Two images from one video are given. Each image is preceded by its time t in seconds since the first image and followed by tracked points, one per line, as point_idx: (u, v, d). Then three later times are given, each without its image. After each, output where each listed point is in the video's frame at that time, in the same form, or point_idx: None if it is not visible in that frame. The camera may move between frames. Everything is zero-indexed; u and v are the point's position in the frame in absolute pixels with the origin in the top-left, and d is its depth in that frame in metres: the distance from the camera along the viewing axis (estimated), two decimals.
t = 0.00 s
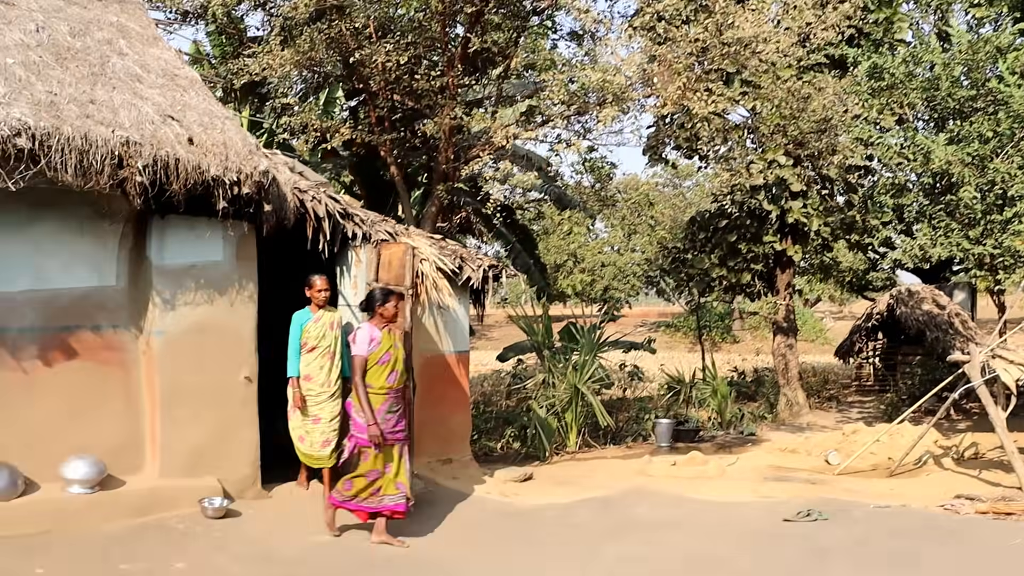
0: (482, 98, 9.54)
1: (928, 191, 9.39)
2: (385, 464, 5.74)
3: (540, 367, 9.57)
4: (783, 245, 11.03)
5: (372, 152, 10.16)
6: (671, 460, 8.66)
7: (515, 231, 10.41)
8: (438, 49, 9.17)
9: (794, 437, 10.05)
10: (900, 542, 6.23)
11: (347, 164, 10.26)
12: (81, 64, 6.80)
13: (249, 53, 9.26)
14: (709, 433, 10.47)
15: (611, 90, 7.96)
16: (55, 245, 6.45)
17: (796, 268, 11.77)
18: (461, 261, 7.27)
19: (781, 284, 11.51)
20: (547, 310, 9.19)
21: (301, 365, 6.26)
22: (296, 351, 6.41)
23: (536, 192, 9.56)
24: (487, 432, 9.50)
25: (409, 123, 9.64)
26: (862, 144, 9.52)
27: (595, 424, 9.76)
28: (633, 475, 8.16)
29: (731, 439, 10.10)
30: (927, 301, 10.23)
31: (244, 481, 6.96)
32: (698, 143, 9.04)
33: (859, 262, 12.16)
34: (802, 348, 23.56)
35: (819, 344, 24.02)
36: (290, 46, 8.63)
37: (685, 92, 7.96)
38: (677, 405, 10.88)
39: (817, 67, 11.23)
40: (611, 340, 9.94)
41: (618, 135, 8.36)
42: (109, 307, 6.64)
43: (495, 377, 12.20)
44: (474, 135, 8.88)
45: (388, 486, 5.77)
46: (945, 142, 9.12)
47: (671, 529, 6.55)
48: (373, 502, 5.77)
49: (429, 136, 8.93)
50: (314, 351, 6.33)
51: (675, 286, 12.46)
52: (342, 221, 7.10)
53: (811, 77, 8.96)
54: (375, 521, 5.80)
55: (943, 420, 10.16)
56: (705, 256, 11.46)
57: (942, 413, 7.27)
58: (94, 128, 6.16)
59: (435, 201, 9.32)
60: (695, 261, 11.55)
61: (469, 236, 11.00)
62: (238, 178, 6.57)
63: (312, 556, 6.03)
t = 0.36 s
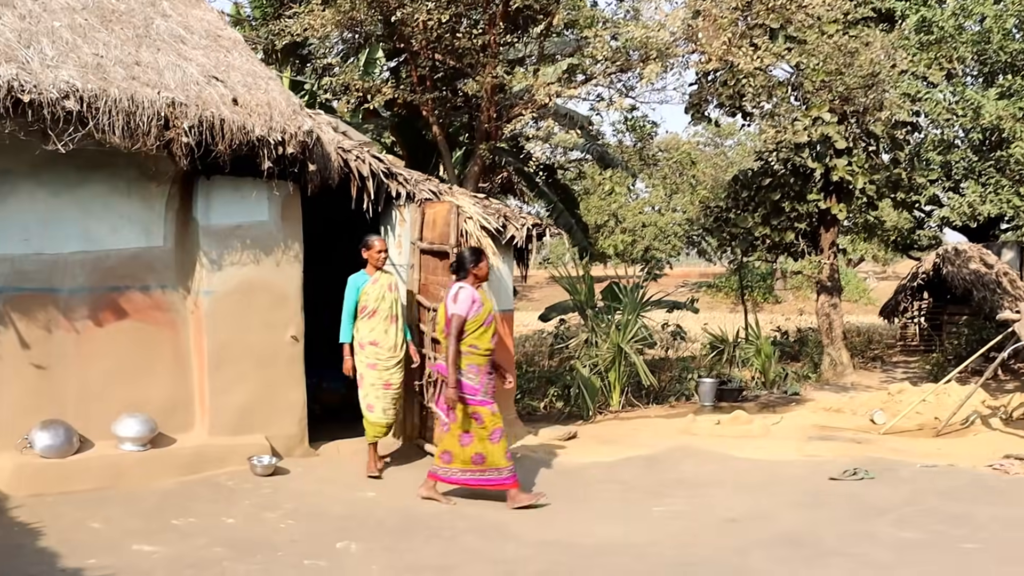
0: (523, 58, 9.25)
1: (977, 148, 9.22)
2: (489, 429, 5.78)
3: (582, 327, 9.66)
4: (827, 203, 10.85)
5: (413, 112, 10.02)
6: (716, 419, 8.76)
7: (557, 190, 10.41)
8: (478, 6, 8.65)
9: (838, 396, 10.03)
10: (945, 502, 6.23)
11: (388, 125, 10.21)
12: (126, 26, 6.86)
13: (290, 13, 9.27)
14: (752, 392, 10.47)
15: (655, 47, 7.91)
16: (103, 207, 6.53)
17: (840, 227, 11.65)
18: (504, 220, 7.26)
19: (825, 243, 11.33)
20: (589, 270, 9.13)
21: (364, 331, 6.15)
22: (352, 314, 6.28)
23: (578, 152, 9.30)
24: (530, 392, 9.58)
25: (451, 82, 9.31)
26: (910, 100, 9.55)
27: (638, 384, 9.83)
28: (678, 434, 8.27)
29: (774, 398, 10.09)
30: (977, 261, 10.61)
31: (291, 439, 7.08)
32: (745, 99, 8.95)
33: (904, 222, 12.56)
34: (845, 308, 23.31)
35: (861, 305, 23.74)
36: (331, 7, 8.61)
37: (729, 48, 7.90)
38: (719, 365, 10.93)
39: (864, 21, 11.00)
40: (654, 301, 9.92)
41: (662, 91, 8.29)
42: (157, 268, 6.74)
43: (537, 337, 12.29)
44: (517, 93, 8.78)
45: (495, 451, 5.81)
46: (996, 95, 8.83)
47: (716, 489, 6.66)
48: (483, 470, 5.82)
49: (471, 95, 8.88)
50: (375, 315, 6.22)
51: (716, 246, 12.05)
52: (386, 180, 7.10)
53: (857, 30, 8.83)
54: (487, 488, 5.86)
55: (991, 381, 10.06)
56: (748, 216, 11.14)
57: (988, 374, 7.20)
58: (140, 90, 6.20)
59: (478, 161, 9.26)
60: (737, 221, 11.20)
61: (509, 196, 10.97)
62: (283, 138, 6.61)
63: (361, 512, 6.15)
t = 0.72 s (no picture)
0: (544, 27, 8.89)
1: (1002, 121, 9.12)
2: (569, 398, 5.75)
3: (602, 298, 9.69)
4: (849, 174, 10.56)
5: (434, 81, 9.98)
6: (735, 391, 8.81)
7: (576, 160, 10.47)
8: None
9: (858, 369, 10.04)
10: (964, 475, 6.25)
11: (409, 96, 10.20)
12: None
13: None
14: (772, 364, 10.48)
15: (676, 17, 7.90)
16: (126, 176, 6.56)
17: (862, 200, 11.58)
18: (525, 190, 7.32)
19: (847, 215, 11.27)
20: (609, 241, 9.16)
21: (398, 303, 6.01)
22: (384, 288, 6.09)
23: (599, 121, 9.29)
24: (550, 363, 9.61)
25: (472, 51, 9.13)
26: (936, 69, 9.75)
27: (657, 355, 9.89)
28: (697, 406, 8.31)
29: (794, 371, 10.09)
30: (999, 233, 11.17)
31: (312, 407, 7.14)
32: (768, 69, 8.89)
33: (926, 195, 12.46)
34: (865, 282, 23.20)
35: (881, 279, 23.59)
36: None
37: (753, 17, 7.84)
38: (739, 337, 10.97)
39: None
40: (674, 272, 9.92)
41: (684, 61, 8.23)
42: (180, 237, 6.78)
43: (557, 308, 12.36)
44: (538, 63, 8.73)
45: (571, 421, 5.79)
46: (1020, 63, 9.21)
47: (735, 460, 6.67)
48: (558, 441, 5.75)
49: (492, 65, 8.85)
50: (409, 289, 6.09)
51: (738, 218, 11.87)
52: (408, 149, 7.18)
53: None
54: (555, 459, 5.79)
55: (1012, 355, 10.02)
56: (770, 187, 10.85)
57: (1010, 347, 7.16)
58: (162, 59, 6.21)
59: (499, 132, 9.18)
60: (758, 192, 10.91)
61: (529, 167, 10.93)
62: (304, 107, 6.65)
63: (382, 481, 6.22)
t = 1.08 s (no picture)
0: (554, 27, 8.82)
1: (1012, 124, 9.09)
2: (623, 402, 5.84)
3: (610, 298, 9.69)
4: (858, 176, 10.54)
5: (443, 83, 10.01)
6: (742, 393, 8.82)
7: (585, 161, 10.40)
8: None
9: (866, 371, 10.02)
10: (972, 478, 6.24)
11: (418, 95, 10.23)
12: None
13: None
14: (779, 366, 10.46)
15: (687, 16, 7.89)
16: (135, 174, 6.58)
17: (870, 202, 11.55)
18: (534, 190, 7.30)
19: (855, 218, 11.26)
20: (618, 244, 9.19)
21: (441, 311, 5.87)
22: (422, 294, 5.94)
23: (608, 122, 9.28)
24: (557, 363, 9.59)
25: (482, 51, 9.07)
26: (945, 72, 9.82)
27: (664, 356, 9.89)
28: (705, 407, 8.30)
29: (802, 373, 10.07)
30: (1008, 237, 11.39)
31: (320, 406, 7.15)
32: (777, 71, 8.87)
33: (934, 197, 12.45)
34: (872, 285, 23.15)
35: (889, 281, 23.53)
36: None
37: (763, 19, 7.83)
38: (747, 339, 10.97)
39: None
40: (682, 273, 9.91)
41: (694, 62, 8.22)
42: (189, 236, 6.80)
43: (564, 309, 12.36)
44: (548, 63, 8.72)
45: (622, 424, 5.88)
46: None
47: (743, 463, 6.66)
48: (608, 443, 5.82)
49: (501, 64, 8.84)
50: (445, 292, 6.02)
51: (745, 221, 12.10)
52: (417, 149, 7.13)
53: None
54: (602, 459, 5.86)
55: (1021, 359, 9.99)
56: (777, 189, 10.69)
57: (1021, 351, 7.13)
58: (173, 57, 6.23)
59: (508, 133, 9.17)
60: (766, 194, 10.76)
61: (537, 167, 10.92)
62: (314, 106, 6.65)
63: (390, 480, 6.23)
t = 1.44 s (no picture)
0: (558, 18, 8.69)
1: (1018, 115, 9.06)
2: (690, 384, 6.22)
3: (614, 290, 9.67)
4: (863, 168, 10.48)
5: (447, 73, 10.01)
6: (747, 384, 8.82)
7: (588, 153, 10.34)
8: None
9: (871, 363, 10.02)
10: (976, 469, 6.25)
11: (422, 87, 10.21)
12: None
13: None
14: (784, 357, 10.45)
15: (691, 8, 7.86)
16: (140, 166, 6.58)
17: (876, 194, 11.52)
18: (539, 181, 7.31)
19: (860, 209, 11.23)
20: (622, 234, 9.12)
21: (488, 304, 5.95)
22: (474, 287, 6.03)
23: (612, 114, 9.25)
24: (562, 355, 9.58)
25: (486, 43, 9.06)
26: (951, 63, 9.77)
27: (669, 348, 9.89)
28: (709, 399, 8.31)
29: (806, 365, 10.08)
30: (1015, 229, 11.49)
31: (325, 397, 7.16)
32: (783, 62, 8.84)
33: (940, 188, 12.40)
34: (877, 277, 23.10)
35: (893, 273, 23.49)
36: None
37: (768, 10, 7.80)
38: (751, 331, 10.97)
39: None
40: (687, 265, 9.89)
41: (699, 53, 8.18)
42: (194, 227, 6.80)
43: (569, 301, 12.36)
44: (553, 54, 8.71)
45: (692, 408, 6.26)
46: None
47: (748, 454, 6.67)
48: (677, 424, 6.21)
49: (506, 56, 8.80)
50: (496, 287, 6.10)
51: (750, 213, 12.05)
52: (421, 140, 7.09)
53: None
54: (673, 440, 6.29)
55: None
56: (782, 180, 10.63)
57: None
58: (178, 49, 6.22)
59: (512, 124, 9.15)
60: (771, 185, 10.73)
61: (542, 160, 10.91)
62: (319, 98, 6.67)
63: (395, 471, 6.25)
